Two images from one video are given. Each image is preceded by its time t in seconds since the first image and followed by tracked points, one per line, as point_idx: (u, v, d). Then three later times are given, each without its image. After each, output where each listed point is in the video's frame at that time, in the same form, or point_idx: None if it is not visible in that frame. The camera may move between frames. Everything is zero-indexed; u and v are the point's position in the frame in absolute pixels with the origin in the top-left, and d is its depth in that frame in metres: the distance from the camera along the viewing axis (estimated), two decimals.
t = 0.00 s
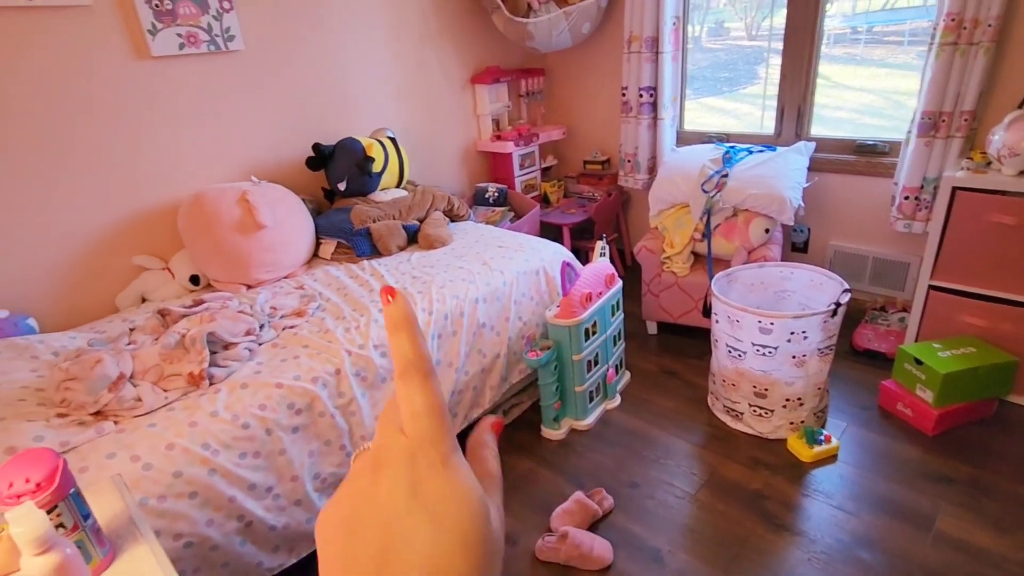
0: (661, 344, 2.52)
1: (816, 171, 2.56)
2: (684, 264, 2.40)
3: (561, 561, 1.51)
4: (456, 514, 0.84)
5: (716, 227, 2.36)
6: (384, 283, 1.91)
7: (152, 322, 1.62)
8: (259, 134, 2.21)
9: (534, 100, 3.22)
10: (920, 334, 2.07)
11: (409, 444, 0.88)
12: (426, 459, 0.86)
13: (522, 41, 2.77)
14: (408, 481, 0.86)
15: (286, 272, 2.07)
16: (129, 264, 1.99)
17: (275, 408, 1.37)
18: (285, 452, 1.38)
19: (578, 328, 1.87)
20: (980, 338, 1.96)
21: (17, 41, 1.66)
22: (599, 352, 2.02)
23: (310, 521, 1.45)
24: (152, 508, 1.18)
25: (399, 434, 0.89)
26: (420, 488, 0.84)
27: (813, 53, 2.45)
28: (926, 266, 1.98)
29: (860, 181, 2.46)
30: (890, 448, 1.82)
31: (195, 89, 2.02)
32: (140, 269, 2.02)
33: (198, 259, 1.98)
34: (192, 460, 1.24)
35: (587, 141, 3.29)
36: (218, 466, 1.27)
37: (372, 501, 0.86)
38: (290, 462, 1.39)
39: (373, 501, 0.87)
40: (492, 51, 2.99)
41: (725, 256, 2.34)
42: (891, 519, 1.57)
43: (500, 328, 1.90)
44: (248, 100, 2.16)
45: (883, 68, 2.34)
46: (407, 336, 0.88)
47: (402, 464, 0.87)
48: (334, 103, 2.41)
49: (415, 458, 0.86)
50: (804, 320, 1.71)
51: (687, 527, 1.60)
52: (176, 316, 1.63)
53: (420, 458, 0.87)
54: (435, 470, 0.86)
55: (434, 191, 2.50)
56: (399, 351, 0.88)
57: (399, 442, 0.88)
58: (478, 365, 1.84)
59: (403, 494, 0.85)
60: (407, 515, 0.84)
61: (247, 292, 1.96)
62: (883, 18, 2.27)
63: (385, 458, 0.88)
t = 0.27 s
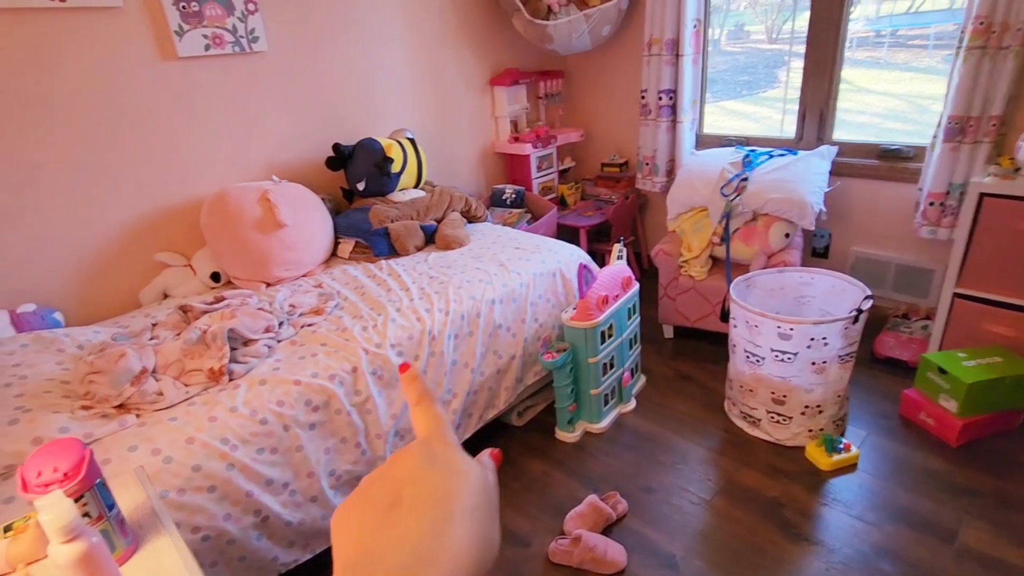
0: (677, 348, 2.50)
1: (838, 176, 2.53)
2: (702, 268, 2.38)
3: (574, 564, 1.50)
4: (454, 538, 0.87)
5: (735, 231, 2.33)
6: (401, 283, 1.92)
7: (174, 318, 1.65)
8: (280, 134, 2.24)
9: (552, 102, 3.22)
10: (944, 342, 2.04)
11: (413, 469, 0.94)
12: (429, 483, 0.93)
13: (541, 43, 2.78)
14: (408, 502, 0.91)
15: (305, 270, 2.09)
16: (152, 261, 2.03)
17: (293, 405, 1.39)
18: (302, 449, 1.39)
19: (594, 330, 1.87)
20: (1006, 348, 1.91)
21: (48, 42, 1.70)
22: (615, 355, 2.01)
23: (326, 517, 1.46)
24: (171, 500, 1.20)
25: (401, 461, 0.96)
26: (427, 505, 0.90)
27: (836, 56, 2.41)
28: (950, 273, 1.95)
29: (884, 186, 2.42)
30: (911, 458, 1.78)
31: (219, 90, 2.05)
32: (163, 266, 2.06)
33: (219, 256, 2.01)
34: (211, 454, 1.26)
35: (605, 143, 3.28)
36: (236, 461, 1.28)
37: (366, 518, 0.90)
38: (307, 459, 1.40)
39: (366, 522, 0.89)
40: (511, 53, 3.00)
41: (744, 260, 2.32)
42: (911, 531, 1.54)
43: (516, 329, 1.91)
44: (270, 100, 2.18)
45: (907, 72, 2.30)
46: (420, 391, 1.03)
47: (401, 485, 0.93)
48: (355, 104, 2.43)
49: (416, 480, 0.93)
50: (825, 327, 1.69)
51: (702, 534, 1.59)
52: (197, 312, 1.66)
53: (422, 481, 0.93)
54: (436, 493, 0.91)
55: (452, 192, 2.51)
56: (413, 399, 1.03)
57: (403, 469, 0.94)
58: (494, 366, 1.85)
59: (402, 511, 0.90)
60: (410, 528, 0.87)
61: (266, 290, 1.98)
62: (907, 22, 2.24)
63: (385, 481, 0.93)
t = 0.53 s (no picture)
0: (691, 352, 2.49)
1: (857, 179, 2.49)
2: (717, 271, 2.37)
3: (586, 567, 1.50)
4: (481, 544, 0.74)
5: (751, 234, 2.31)
6: (415, 283, 1.92)
7: (192, 315, 1.67)
8: (297, 134, 2.26)
9: (567, 103, 3.21)
10: (965, 349, 2.00)
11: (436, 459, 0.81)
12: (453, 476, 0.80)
13: (557, 44, 2.77)
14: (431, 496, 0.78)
15: (320, 269, 2.11)
16: (171, 258, 2.05)
17: (307, 403, 1.40)
18: (316, 447, 1.40)
19: (608, 333, 1.86)
20: None
21: (72, 41, 1.73)
22: (629, 357, 2.00)
23: (339, 515, 1.47)
24: (188, 495, 1.21)
25: (426, 450, 0.83)
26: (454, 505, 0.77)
27: (855, 58, 2.38)
28: (972, 279, 1.91)
29: (904, 190, 2.39)
30: (929, 466, 1.76)
31: (238, 90, 2.07)
32: (181, 263, 2.08)
33: (236, 254, 2.03)
34: (227, 450, 1.27)
35: (620, 145, 3.27)
36: (252, 458, 1.30)
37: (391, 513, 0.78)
38: (321, 457, 1.41)
39: (387, 517, 0.78)
40: (527, 55, 3.00)
41: (760, 264, 2.30)
42: (930, 541, 1.51)
43: (529, 331, 1.90)
44: (288, 101, 2.20)
45: (928, 74, 2.27)
46: (453, 369, 0.91)
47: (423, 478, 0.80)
48: (371, 104, 2.44)
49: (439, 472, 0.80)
50: (843, 332, 1.67)
51: (715, 539, 1.57)
52: (215, 310, 1.68)
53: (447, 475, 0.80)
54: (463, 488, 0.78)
55: (466, 192, 2.52)
56: (443, 377, 0.91)
57: (427, 458, 0.82)
58: (507, 367, 1.84)
59: (424, 507, 0.78)
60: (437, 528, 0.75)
61: (282, 288, 2.00)
62: (928, 23, 2.21)
63: (407, 472, 0.81)
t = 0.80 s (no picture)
0: (702, 355, 2.47)
1: (872, 182, 2.47)
2: (729, 274, 2.35)
3: (595, 571, 1.49)
4: (474, 547, 0.64)
5: (764, 237, 2.29)
6: (426, 283, 1.93)
7: (205, 313, 1.68)
8: (310, 134, 2.27)
9: (579, 104, 3.21)
10: (982, 355, 1.97)
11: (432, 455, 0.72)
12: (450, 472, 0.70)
13: (570, 45, 2.77)
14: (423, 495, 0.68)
15: (332, 269, 2.12)
16: (184, 256, 2.07)
17: (318, 402, 1.40)
18: (326, 446, 1.41)
19: (619, 335, 1.85)
20: None
21: (90, 41, 1.75)
22: (639, 360, 1.99)
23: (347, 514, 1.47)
24: (199, 493, 1.22)
25: (421, 443, 0.74)
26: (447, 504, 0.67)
27: (872, 59, 2.35)
28: (991, 284, 1.88)
29: (921, 193, 2.36)
30: (945, 474, 1.73)
31: (252, 89, 2.09)
32: (194, 261, 2.10)
33: (248, 253, 2.04)
34: (238, 448, 1.28)
35: (632, 146, 3.26)
36: (262, 456, 1.30)
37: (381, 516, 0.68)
38: (330, 456, 1.42)
39: (376, 519, 0.69)
40: (539, 55, 2.99)
41: (773, 267, 2.28)
42: (946, 550, 1.49)
43: (540, 332, 1.90)
44: (302, 100, 2.21)
45: (946, 76, 2.25)
46: (455, 353, 0.80)
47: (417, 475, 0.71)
48: (384, 104, 2.45)
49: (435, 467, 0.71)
50: (858, 337, 1.65)
51: (726, 544, 1.56)
52: (227, 308, 1.69)
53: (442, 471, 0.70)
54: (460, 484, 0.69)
55: (478, 193, 2.52)
56: (443, 362, 0.80)
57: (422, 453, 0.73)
58: (517, 369, 1.84)
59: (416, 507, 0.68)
60: (428, 530, 0.65)
61: (294, 287, 2.01)
62: (946, 25, 2.18)
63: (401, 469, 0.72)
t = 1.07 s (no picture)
0: (710, 357, 2.46)
1: (884, 185, 2.45)
2: (738, 276, 2.34)
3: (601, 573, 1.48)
4: (451, 529, 0.61)
5: (774, 239, 2.28)
6: (434, 283, 1.93)
7: (215, 311, 1.69)
8: (319, 134, 2.28)
9: (589, 105, 3.20)
10: (996, 359, 1.94)
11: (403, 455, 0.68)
12: (420, 466, 0.67)
13: (580, 46, 2.77)
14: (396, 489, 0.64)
15: (340, 268, 2.13)
16: (195, 255, 2.08)
17: (326, 401, 1.41)
18: (334, 444, 1.41)
19: (627, 336, 1.84)
20: None
21: (104, 42, 1.76)
22: (647, 361, 1.99)
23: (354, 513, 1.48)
24: (208, 490, 1.22)
25: (391, 446, 0.70)
26: (421, 493, 0.64)
27: (884, 60, 2.33)
28: (1005, 287, 1.86)
29: (933, 195, 2.34)
30: (956, 479, 1.72)
31: (263, 89, 2.10)
32: (204, 260, 2.11)
33: (258, 252, 2.05)
34: (247, 446, 1.28)
35: (641, 147, 3.25)
36: (271, 454, 1.31)
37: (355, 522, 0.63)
38: (338, 455, 1.42)
39: (348, 526, 0.63)
40: (549, 56, 2.99)
41: (783, 269, 2.26)
42: (957, 557, 1.47)
43: (547, 333, 1.90)
44: (312, 101, 2.23)
45: (959, 77, 2.22)
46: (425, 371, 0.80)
47: (391, 469, 0.67)
48: (393, 104, 2.45)
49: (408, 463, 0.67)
50: (869, 340, 1.63)
51: (733, 548, 1.55)
52: (237, 306, 1.70)
53: (415, 463, 0.67)
54: (434, 479, 0.65)
55: (486, 193, 2.52)
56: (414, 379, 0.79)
57: (394, 453, 0.69)
58: (524, 369, 1.84)
59: (389, 501, 0.64)
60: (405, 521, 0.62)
61: (303, 286, 2.02)
62: (960, 26, 2.16)
63: (375, 464, 0.68)
